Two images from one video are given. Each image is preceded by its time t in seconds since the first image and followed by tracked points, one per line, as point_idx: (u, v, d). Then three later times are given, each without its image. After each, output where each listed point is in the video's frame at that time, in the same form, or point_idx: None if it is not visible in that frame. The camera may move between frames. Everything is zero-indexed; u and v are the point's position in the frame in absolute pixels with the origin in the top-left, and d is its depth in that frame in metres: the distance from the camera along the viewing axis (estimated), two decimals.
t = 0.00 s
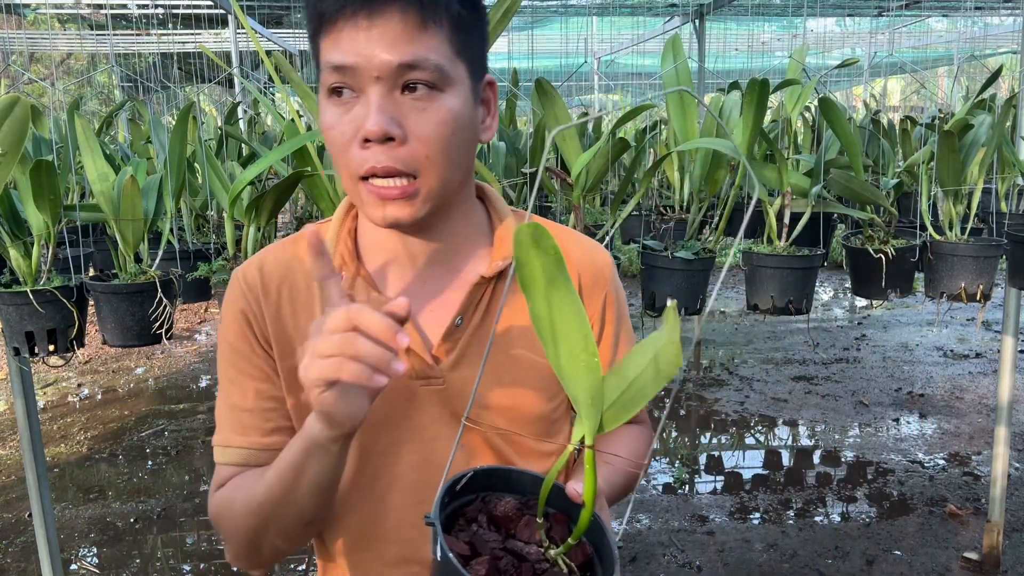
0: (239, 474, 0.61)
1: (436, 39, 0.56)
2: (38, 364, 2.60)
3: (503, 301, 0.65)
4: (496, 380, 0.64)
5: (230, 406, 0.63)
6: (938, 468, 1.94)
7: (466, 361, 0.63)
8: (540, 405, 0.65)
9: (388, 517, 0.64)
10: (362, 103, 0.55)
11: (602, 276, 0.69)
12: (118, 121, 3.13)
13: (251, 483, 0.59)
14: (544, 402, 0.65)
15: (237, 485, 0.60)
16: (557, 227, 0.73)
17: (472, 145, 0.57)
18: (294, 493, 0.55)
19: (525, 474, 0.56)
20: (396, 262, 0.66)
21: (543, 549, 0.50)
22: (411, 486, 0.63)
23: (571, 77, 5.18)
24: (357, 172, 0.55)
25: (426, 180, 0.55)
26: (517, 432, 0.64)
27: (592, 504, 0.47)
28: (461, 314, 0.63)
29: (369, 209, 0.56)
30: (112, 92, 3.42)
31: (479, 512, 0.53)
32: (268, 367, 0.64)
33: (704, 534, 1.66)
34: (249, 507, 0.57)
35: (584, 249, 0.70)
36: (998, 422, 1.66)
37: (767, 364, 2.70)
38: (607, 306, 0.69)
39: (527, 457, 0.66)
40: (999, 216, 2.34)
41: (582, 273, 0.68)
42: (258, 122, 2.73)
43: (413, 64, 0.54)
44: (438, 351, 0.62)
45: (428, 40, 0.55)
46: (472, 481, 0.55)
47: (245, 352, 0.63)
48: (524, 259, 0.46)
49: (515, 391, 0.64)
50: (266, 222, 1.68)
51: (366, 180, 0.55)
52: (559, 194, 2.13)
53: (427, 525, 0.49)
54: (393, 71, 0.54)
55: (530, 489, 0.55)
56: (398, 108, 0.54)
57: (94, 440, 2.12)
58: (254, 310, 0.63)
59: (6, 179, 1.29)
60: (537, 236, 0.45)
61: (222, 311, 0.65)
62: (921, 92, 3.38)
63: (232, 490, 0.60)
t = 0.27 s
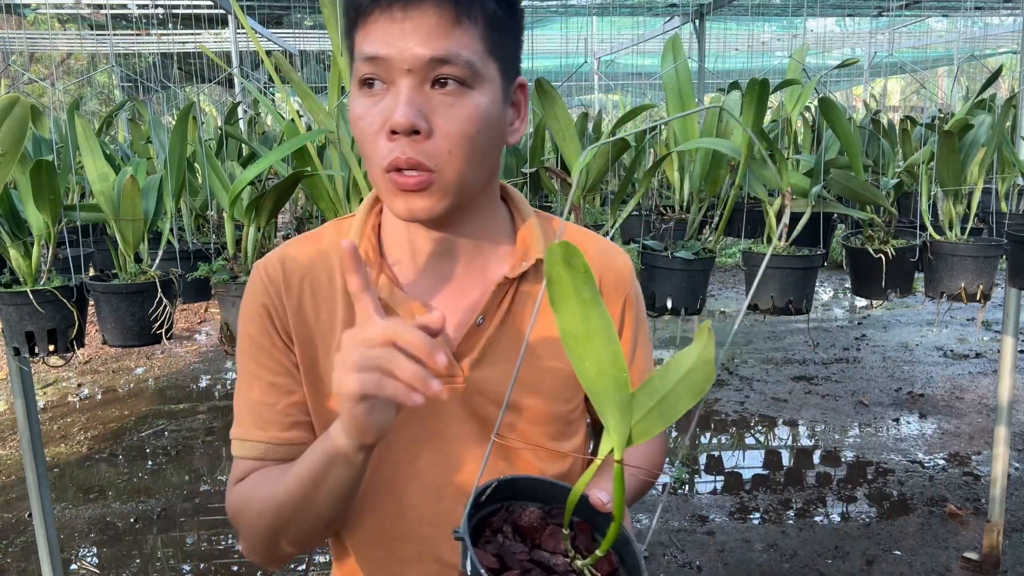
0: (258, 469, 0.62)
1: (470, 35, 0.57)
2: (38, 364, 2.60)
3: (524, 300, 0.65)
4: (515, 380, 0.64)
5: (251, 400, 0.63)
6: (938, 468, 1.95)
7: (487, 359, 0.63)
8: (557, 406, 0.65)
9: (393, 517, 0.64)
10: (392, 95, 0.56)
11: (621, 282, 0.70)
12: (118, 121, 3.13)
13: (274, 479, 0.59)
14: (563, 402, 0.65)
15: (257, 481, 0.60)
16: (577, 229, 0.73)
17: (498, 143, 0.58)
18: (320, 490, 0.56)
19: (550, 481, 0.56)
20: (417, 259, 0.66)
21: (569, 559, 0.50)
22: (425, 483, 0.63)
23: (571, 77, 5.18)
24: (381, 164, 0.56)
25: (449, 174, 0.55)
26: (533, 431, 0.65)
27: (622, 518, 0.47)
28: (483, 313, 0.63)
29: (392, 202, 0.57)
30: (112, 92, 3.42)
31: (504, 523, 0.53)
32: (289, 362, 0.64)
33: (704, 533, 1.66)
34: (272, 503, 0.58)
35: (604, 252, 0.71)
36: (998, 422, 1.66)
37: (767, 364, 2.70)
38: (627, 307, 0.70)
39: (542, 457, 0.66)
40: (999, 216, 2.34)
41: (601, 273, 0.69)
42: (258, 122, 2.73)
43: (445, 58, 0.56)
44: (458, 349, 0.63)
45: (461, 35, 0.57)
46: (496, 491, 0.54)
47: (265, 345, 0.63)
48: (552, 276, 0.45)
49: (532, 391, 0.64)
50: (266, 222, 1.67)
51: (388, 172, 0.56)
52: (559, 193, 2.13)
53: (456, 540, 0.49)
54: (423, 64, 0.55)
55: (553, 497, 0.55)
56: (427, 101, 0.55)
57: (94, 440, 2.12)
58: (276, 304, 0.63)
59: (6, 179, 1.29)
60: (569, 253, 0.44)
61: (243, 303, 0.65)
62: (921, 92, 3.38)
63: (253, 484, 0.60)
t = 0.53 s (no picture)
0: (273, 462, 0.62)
1: (499, 33, 0.58)
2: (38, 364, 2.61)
3: (542, 301, 0.65)
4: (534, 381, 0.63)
5: (264, 393, 0.63)
6: (938, 468, 1.95)
7: (504, 360, 0.63)
8: (573, 409, 0.65)
9: (396, 517, 0.63)
10: (419, 91, 0.56)
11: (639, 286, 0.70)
12: (118, 121, 3.13)
13: (286, 471, 0.59)
14: (579, 405, 0.65)
15: (272, 474, 0.60)
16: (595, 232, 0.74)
17: (522, 144, 0.58)
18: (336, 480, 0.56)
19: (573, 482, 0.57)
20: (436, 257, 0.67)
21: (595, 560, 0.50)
22: (440, 480, 0.63)
23: (570, 77, 5.18)
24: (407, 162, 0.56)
25: (475, 174, 0.55)
26: (549, 432, 0.65)
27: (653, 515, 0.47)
28: (501, 314, 0.63)
29: (416, 201, 0.57)
30: (112, 92, 3.42)
31: (528, 523, 0.53)
32: (306, 356, 0.64)
33: (704, 533, 1.66)
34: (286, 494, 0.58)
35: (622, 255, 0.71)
36: (998, 422, 1.65)
37: (767, 364, 2.70)
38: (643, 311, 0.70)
39: (557, 461, 0.65)
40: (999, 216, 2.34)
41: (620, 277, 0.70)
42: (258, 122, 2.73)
43: (473, 55, 0.56)
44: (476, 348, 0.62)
45: (490, 33, 0.57)
46: (520, 491, 0.55)
47: (283, 341, 0.64)
48: (587, 268, 0.46)
49: (551, 392, 0.64)
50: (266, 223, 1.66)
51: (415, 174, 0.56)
52: (560, 193, 2.13)
53: (484, 538, 0.49)
54: (454, 61, 0.56)
55: (574, 498, 0.56)
56: (455, 98, 0.55)
57: (94, 440, 2.12)
58: (294, 300, 0.63)
59: (7, 179, 1.29)
60: (604, 247, 0.46)
61: (260, 298, 0.65)
62: (922, 92, 3.37)
63: (268, 477, 0.60)
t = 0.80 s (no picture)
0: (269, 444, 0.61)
1: (520, 39, 0.57)
2: (38, 364, 2.61)
3: (554, 300, 0.65)
4: (547, 382, 0.63)
5: (273, 385, 0.63)
6: (938, 468, 1.95)
7: (517, 359, 0.63)
8: (584, 410, 0.64)
9: (399, 518, 0.63)
10: (439, 97, 0.56)
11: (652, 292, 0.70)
12: (118, 121, 3.13)
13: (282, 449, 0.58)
14: (592, 406, 0.64)
15: (269, 454, 0.59)
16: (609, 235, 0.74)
17: (540, 148, 0.59)
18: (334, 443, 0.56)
19: (591, 478, 0.57)
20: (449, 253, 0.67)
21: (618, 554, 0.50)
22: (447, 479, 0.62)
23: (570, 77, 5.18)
24: (428, 167, 0.56)
25: (495, 180, 0.56)
26: (561, 434, 0.64)
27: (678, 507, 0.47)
28: (515, 312, 0.63)
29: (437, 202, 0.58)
30: (112, 92, 3.42)
31: (550, 518, 0.53)
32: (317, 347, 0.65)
33: (704, 533, 1.66)
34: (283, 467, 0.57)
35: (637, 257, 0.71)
36: (998, 422, 1.65)
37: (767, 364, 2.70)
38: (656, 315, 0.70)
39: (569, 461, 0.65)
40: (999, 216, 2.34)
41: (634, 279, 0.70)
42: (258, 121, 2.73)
43: (496, 62, 0.56)
44: (490, 348, 0.63)
45: (512, 39, 0.57)
46: (540, 487, 0.55)
47: (296, 333, 0.64)
48: (617, 256, 0.48)
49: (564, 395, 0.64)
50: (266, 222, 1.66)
51: (434, 176, 0.57)
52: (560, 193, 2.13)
53: (509, 532, 0.49)
54: (475, 67, 0.56)
55: (593, 493, 0.56)
56: (476, 105, 0.56)
57: (94, 440, 2.12)
58: (308, 292, 0.64)
59: (7, 180, 1.29)
60: (634, 236, 0.47)
61: (274, 287, 0.65)
62: (922, 92, 3.38)
63: (265, 458, 0.59)
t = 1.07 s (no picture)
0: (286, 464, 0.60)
1: (544, 45, 0.58)
2: (38, 364, 2.61)
3: (563, 302, 0.65)
4: (556, 383, 0.63)
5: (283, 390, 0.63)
6: (938, 468, 1.95)
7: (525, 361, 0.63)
8: (592, 411, 0.64)
9: (402, 516, 0.64)
10: (464, 98, 0.56)
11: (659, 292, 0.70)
12: (118, 121, 3.13)
13: (298, 476, 0.57)
14: (599, 407, 0.65)
15: (284, 475, 0.59)
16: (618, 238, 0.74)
17: (556, 153, 0.59)
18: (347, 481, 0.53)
19: (596, 482, 0.57)
20: (456, 255, 0.67)
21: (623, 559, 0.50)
22: (453, 477, 0.63)
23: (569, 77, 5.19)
24: (448, 169, 0.56)
25: (514, 182, 0.56)
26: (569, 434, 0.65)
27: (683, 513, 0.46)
28: (524, 314, 0.63)
29: (452, 206, 0.57)
30: (112, 92, 3.42)
31: (555, 522, 0.53)
32: (324, 348, 0.65)
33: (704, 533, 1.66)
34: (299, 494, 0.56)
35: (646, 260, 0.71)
36: (998, 422, 1.65)
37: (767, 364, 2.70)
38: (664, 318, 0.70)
39: (575, 462, 0.66)
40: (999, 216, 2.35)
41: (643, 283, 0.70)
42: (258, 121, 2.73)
43: (522, 66, 0.56)
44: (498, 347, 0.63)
45: (538, 44, 0.57)
46: (545, 491, 0.55)
47: (302, 336, 0.64)
48: (622, 267, 0.47)
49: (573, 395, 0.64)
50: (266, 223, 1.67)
51: (453, 179, 0.57)
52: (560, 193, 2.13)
53: (513, 537, 0.49)
54: (501, 69, 0.56)
55: (597, 498, 0.56)
56: (500, 108, 0.56)
57: (94, 440, 2.12)
58: (314, 295, 0.64)
59: (7, 180, 1.29)
60: (638, 244, 0.47)
61: (281, 289, 0.65)
62: (922, 91, 3.38)
63: (280, 478, 0.59)
